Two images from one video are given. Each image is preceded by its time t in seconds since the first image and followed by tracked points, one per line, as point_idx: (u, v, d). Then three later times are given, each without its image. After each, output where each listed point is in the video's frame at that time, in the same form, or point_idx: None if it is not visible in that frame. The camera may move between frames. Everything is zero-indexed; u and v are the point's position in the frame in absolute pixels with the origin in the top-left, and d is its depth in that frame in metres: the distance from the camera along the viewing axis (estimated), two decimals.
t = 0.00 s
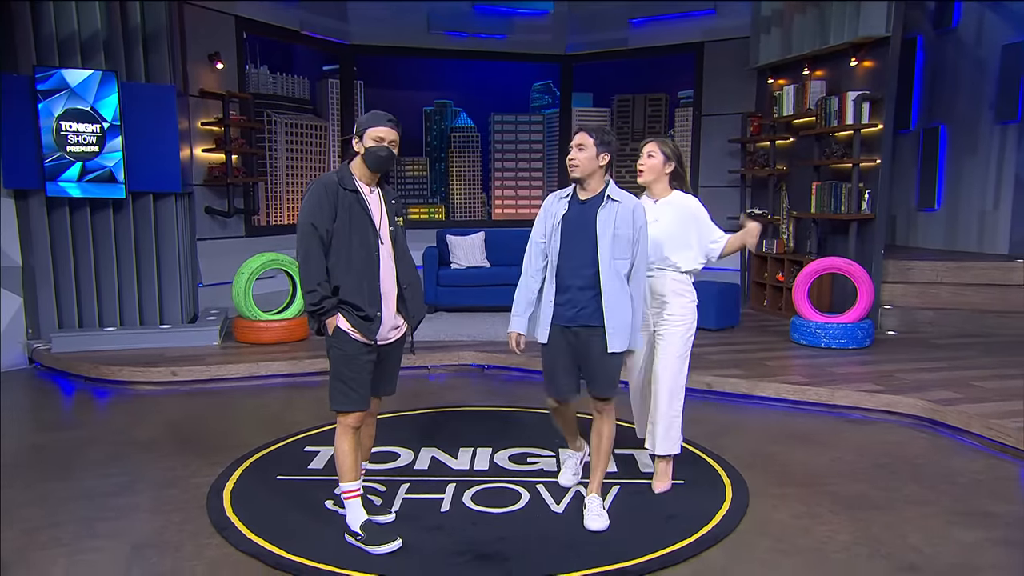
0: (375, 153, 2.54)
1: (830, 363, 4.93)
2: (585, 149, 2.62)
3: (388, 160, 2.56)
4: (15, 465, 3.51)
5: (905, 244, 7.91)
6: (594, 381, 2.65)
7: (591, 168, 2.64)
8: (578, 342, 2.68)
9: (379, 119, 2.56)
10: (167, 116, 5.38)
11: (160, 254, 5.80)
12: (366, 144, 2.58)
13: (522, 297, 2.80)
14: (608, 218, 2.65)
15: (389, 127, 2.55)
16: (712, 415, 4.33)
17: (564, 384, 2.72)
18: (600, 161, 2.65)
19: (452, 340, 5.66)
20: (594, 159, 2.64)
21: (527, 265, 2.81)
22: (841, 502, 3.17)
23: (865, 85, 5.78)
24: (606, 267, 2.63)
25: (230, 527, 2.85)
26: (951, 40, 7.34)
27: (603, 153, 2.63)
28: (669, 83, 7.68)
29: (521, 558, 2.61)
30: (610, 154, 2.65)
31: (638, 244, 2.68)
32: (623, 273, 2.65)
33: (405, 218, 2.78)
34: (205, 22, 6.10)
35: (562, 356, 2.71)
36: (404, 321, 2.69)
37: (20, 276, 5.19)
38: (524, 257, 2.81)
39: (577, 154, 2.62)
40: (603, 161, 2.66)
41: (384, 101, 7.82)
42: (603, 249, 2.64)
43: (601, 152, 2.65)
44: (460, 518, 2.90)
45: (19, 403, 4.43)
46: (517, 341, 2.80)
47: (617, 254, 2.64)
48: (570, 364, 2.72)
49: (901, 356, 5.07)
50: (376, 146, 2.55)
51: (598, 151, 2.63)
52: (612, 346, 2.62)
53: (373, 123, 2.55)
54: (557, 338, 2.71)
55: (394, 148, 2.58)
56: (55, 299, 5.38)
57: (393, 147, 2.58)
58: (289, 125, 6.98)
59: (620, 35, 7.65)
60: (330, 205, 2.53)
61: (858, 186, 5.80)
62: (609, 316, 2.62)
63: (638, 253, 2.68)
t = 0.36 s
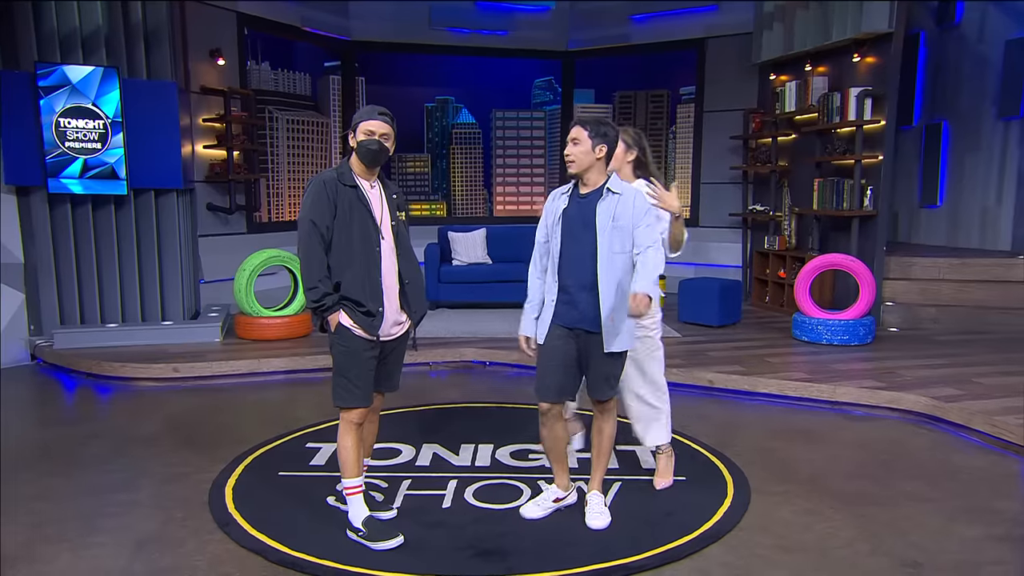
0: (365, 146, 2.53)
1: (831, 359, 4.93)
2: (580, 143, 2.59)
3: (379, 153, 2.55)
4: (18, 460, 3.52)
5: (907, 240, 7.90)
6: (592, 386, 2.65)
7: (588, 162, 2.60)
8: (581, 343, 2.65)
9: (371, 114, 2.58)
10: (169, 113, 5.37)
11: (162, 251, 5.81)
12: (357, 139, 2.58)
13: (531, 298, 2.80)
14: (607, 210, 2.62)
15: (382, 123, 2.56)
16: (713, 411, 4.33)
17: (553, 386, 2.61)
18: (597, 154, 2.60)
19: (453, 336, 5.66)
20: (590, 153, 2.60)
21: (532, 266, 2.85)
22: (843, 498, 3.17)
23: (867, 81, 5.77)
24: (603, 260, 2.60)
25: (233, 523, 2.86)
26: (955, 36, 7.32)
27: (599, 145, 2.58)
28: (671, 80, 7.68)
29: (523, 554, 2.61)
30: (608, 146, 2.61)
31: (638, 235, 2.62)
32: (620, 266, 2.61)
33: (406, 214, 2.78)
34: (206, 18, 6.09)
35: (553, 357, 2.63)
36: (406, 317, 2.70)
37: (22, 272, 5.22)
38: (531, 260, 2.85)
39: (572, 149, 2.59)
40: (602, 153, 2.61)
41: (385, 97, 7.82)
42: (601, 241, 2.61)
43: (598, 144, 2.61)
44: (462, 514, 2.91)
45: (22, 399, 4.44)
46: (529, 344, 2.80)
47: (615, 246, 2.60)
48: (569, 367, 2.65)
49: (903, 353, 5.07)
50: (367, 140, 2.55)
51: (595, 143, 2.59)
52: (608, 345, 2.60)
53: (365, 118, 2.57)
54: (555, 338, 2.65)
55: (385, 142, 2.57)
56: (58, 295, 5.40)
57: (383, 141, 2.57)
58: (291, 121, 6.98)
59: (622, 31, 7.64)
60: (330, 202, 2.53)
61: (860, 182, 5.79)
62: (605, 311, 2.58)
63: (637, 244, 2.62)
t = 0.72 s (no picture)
0: (369, 145, 2.54)
1: (833, 359, 4.92)
2: (558, 140, 2.55)
3: (382, 152, 2.56)
4: (20, 460, 3.52)
5: (909, 240, 7.89)
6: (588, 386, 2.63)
7: (567, 157, 2.57)
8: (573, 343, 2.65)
9: (373, 113, 2.58)
10: (172, 112, 5.37)
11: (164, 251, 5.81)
12: (359, 138, 2.58)
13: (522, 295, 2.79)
14: (592, 206, 2.60)
15: (384, 121, 2.57)
16: (715, 411, 4.33)
17: (555, 393, 2.68)
18: (576, 148, 2.56)
19: (454, 336, 5.66)
20: (569, 148, 2.56)
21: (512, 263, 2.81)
22: (844, 498, 3.17)
23: (870, 81, 5.76)
24: (590, 258, 2.59)
25: (235, 522, 2.86)
26: (957, 35, 7.30)
27: (578, 140, 2.54)
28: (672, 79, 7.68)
29: (524, 553, 2.61)
30: (587, 139, 2.56)
31: (624, 230, 2.59)
32: (607, 264, 2.61)
33: (407, 213, 2.77)
34: (208, 18, 6.09)
35: (550, 357, 2.66)
36: (407, 316, 2.69)
37: (25, 272, 5.23)
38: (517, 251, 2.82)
39: (551, 146, 2.55)
40: (581, 147, 2.57)
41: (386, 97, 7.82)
42: (586, 237, 2.60)
43: (576, 138, 2.56)
44: (463, 514, 2.91)
45: (24, 399, 4.44)
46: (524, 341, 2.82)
47: (601, 244, 2.60)
48: (565, 366, 2.68)
49: (905, 352, 5.06)
50: (370, 139, 2.55)
51: (572, 138, 2.54)
52: (595, 343, 2.59)
53: (367, 118, 2.57)
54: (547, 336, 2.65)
55: (386, 140, 2.57)
56: (60, 294, 5.41)
57: (386, 140, 2.58)
58: (293, 121, 6.98)
59: (624, 31, 7.63)
60: (331, 201, 2.53)
61: (862, 182, 5.78)
62: (592, 308, 2.58)
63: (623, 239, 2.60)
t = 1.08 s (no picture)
0: (368, 145, 2.52)
1: (838, 360, 4.89)
2: (542, 147, 2.57)
3: (381, 152, 2.54)
4: (21, 460, 3.51)
5: (914, 239, 7.84)
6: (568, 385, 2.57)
7: (553, 162, 2.58)
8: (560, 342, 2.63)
9: (371, 110, 2.55)
10: (174, 111, 5.36)
11: (166, 250, 5.80)
12: (358, 137, 2.57)
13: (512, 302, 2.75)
14: (580, 206, 2.59)
15: (383, 120, 2.54)
16: (719, 412, 4.30)
17: (548, 388, 2.66)
18: (561, 152, 2.58)
19: (457, 336, 5.64)
20: (554, 153, 2.58)
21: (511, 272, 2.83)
22: (850, 499, 3.14)
23: (875, 79, 5.73)
24: (577, 258, 2.57)
25: (237, 523, 2.84)
26: (963, 33, 7.27)
27: (562, 144, 2.56)
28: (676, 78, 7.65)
29: (527, 555, 2.59)
30: (571, 143, 2.58)
31: (612, 231, 2.59)
32: (595, 263, 2.58)
33: (408, 212, 2.74)
34: (210, 16, 6.07)
35: (541, 358, 2.66)
36: (408, 316, 2.68)
37: (26, 271, 5.22)
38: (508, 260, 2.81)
39: (537, 153, 2.57)
40: (565, 150, 2.59)
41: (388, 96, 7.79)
42: (574, 238, 2.58)
43: (560, 142, 2.58)
44: (465, 515, 2.88)
45: (26, 399, 4.43)
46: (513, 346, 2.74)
47: (588, 244, 2.58)
48: (553, 367, 2.66)
49: (910, 353, 5.03)
50: (369, 139, 2.54)
51: (555, 142, 2.57)
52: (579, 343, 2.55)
53: (366, 116, 2.54)
54: (537, 335, 2.66)
55: (384, 139, 2.55)
56: (62, 294, 5.39)
57: (386, 139, 2.56)
58: (295, 120, 6.96)
59: (627, 29, 7.62)
60: (328, 204, 2.52)
61: (867, 181, 5.75)
62: (578, 309, 2.55)
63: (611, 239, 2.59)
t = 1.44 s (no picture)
0: (370, 144, 2.49)
1: (845, 360, 4.85)
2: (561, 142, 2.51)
3: (383, 151, 2.51)
4: (23, 461, 3.49)
5: (923, 239, 7.76)
6: (586, 382, 2.55)
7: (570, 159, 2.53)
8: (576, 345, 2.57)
9: (373, 109, 2.52)
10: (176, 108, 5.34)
11: (169, 250, 5.78)
12: (360, 136, 2.53)
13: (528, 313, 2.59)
14: (595, 207, 2.54)
15: (386, 116, 2.52)
16: (726, 413, 4.26)
17: (561, 387, 2.58)
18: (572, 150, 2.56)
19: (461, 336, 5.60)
20: (570, 150, 2.54)
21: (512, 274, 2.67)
22: (858, 501, 3.10)
23: (883, 77, 5.68)
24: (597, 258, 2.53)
25: (240, 524, 2.81)
26: (973, 30, 7.23)
27: (575, 142, 2.55)
28: (682, 76, 7.61)
29: (531, 557, 2.55)
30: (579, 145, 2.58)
31: (623, 231, 2.59)
32: (610, 263, 2.56)
33: (410, 213, 2.70)
34: (214, 15, 6.06)
35: (552, 362, 2.58)
36: (410, 317, 2.63)
37: (29, 271, 5.21)
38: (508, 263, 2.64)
39: (556, 148, 2.50)
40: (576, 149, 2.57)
41: (393, 95, 7.75)
42: (593, 239, 2.53)
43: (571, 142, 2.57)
44: (470, 516, 2.85)
45: (28, 399, 4.41)
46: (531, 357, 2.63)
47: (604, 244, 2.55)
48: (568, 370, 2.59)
49: (918, 354, 4.98)
50: (371, 136, 2.50)
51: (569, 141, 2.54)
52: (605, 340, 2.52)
53: (369, 114, 2.51)
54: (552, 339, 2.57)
55: (386, 137, 2.52)
56: (64, 293, 5.38)
57: (388, 136, 2.53)
58: (299, 119, 6.92)
59: (633, 27, 7.58)
60: (329, 203, 2.49)
61: (875, 180, 5.71)
62: (602, 311, 2.53)
63: (622, 239, 2.59)
